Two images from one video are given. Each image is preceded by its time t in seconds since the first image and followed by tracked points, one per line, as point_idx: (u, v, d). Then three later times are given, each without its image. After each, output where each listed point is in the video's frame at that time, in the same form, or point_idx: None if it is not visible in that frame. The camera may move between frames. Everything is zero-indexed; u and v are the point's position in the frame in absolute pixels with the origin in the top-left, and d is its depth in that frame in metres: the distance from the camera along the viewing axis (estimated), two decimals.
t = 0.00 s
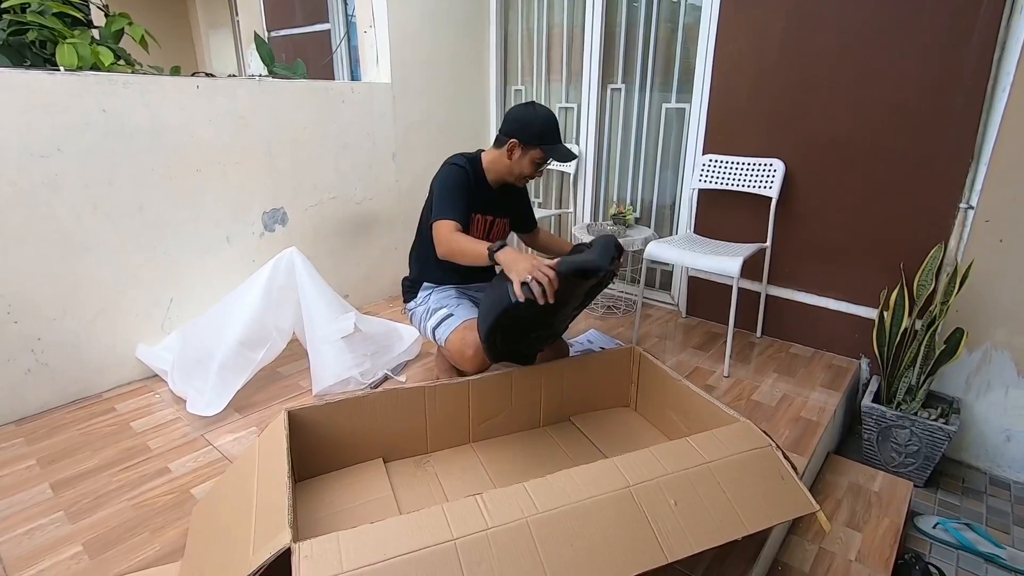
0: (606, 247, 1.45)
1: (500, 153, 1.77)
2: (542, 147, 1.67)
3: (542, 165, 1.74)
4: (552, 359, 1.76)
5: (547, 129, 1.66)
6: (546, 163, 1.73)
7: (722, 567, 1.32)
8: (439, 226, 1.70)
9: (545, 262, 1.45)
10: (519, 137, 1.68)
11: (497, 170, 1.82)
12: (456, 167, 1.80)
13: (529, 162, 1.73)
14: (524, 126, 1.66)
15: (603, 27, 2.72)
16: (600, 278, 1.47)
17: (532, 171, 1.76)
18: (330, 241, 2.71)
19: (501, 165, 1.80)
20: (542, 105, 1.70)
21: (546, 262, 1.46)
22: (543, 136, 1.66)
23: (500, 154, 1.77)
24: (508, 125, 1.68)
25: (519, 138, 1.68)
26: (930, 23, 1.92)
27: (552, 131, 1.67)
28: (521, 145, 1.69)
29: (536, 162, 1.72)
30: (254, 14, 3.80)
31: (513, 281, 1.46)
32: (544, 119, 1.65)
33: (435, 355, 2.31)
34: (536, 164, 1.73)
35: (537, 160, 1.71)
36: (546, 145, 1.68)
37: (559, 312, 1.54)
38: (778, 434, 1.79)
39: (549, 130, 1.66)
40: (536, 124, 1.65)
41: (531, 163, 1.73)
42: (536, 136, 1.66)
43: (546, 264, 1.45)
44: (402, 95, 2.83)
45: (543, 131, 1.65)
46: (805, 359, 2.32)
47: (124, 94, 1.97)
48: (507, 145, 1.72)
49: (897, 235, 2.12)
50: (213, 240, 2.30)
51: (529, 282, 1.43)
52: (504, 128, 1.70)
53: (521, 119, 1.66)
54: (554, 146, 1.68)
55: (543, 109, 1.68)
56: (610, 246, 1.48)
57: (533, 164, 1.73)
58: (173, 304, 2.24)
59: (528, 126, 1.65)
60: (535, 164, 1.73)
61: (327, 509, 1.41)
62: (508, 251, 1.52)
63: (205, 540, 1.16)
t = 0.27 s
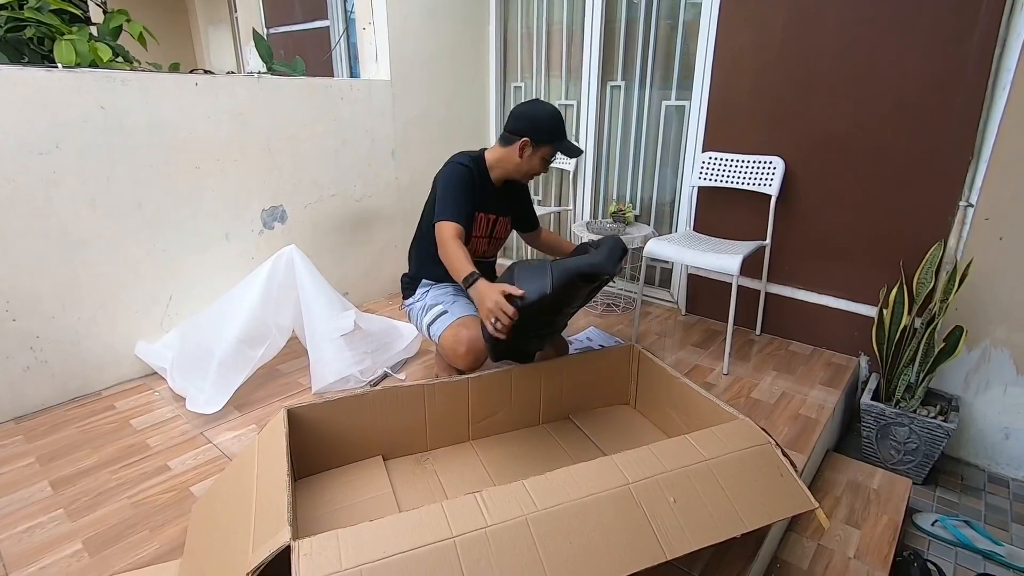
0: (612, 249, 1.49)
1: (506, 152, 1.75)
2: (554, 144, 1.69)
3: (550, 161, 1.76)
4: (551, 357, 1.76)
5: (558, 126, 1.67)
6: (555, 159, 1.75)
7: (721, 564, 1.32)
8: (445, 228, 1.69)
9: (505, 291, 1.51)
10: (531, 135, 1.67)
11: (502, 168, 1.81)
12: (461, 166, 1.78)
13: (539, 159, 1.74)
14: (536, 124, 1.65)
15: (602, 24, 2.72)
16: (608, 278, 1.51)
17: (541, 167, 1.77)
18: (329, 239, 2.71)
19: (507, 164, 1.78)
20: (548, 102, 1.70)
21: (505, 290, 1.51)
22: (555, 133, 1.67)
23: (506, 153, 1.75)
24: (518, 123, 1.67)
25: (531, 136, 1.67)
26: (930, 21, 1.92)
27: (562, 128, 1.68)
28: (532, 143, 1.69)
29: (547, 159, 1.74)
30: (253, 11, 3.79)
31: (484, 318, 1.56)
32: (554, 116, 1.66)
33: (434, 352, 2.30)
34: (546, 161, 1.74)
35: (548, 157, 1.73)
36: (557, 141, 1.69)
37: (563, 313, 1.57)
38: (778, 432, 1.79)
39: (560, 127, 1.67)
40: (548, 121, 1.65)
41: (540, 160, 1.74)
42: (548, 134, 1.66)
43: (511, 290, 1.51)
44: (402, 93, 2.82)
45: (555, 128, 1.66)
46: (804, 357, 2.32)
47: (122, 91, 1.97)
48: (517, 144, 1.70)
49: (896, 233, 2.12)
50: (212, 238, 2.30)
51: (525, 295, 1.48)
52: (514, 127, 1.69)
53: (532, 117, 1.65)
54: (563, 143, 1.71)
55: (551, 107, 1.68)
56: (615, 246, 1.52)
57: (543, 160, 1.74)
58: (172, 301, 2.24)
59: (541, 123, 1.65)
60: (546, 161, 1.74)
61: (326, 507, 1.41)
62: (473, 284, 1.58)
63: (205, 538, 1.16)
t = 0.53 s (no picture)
0: (633, 269, 1.52)
1: (518, 152, 1.75)
2: (568, 144, 1.71)
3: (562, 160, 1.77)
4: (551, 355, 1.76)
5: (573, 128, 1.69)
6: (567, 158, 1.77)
7: (721, 562, 1.33)
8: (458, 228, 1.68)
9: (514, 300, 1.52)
10: (547, 135, 1.68)
11: (512, 168, 1.81)
12: (475, 167, 1.76)
13: (552, 159, 1.75)
14: (551, 124, 1.67)
15: (603, 22, 2.71)
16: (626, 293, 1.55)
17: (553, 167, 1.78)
18: (330, 237, 2.71)
19: (518, 163, 1.78)
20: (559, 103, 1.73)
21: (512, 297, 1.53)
22: (569, 133, 1.69)
23: (519, 153, 1.75)
24: (532, 123, 1.68)
25: (547, 136, 1.68)
26: (932, 19, 1.91)
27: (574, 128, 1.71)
28: (547, 142, 1.70)
29: (559, 159, 1.75)
30: (253, 8, 3.78)
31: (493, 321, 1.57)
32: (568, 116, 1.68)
33: (435, 351, 2.31)
34: (558, 160, 1.76)
35: (561, 156, 1.75)
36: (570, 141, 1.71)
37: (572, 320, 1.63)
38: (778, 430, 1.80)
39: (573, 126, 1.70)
40: (563, 121, 1.67)
41: (553, 159, 1.75)
42: (563, 134, 1.68)
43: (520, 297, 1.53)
44: (402, 91, 2.82)
45: (569, 127, 1.68)
46: (804, 355, 2.32)
47: (122, 89, 1.96)
48: (530, 143, 1.70)
49: (897, 231, 2.12)
50: (213, 236, 2.30)
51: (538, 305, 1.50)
52: (528, 127, 1.69)
53: (548, 117, 1.66)
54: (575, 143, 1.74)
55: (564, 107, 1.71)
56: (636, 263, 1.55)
57: (556, 160, 1.75)
58: (173, 299, 2.24)
59: (557, 123, 1.66)
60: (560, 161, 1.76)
61: (327, 504, 1.41)
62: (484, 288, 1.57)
63: (206, 536, 1.16)
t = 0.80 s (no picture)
0: (650, 274, 1.50)
1: (525, 148, 1.75)
2: (575, 139, 1.69)
3: (571, 156, 1.75)
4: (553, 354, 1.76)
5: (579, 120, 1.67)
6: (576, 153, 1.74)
7: (723, 561, 1.32)
8: (461, 218, 1.68)
9: (530, 285, 1.46)
10: (552, 127, 1.67)
11: (521, 164, 1.81)
12: (482, 162, 1.77)
13: (560, 154, 1.73)
14: (557, 117, 1.66)
15: (605, 20, 2.71)
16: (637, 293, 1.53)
17: (562, 163, 1.76)
18: (331, 236, 2.71)
19: (525, 159, 1.78)
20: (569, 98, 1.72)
21: (529, 284, 1.47)
22: (577, 127, 1.67)
23: (526, 148, 1.75)
24: (539, 115, 1.67)
25: (552, 129, 1.67)
26: (935, 17, 1.91)
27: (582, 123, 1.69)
28: (553, 136, 1.68)
29: (568, 154, 1.73)
30: (254, 7, 3.78)
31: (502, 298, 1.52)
32: (576, 110, 1.67)
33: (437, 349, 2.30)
34: (567, 156, 1.74)
35: (569, 152, 1.72)
36: (579, 136, 1.69)
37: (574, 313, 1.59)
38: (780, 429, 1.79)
39: (581, 121, 1.68)
40: (570, 115, 1.66)
41: (562, 155, 1.73)
42: (571, 127, 1.67)
43: (536, 285, 1.47)
44: (404, 89, 2.82)
45: (577, 121, 1.67)
46: (806, 354, 2.32)
47: (124, 88, 1.96)
48: (536, 137, 1.70)
49: (900, 230, 2.12)
50: (214, 235, 2.30)
51: (549, 298, 1.45)
52: (534, 119, 1.68)
53: (554, 110, 1.65)
54: (585, 138, 1.71)
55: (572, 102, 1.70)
56: (650, 264, 1.52)
57: (564, 155, 1.73)
58: (175, 298, 2.24)
59: (564, 116, 1.65)
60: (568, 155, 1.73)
61: (329, 503, 1.41)
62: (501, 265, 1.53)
63: (209, 534, 1.17)
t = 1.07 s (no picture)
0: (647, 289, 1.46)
1: (510, 135, 1.73)
2: (554, 121, 1.62)
3: (555, 141, 1.68)
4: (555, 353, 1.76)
5: (558, 104, 1.61)
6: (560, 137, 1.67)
7: (726, 562, 1.32)
8: (444, 206, 1.67)
9: (505, 257, 1.36)
10: (529, 113, 1.63)
11: (510, 155, 1.80)
12: (468, 155, 1.78)
13: (542, 138, 1.67)
14: (534, 101, 1.61)
15: (605, 19, 2.71)
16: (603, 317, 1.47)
17: (546, 148, 1.70)
18: (332, 236, 2.71)
19: (512, 148, 1.76)
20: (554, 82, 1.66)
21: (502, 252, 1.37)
22: (555, 109, 1.61)
23: (511, 138, 1.74)
24: (517, 103, 1.65)
25: (529, 113, 1.63)
26: (937, 16, 1.90)
27: (564, 106, 1.62)
28: (532, 121, 1.64)
29: (549, 138, 1.66)
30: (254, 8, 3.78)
31: (475, 273, 1.43)
32: (556, 93, 1.61)
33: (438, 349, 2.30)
34: (549, 140, 1.67)
35: (550, 136, 1.66)
36: (558, 118, 1.63)
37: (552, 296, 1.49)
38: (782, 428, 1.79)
39: (560, 103, 1.61)
40: (547, 98, 1.60)
41: (544, 139, 1.67)
42: (548, 110, 1.61)
43: (517, 256, 1.35)
44: (404, 89, 2.82)
45: (555, 104, 1.61)
46: (808, 353, 2.32)
47: (124, 88, 1.96)
48: (517, 122, 1.67)
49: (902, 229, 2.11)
50: (215, 235, 2.29)
51: (527, 289, 1.33)
52: (514, 106, 1.66)
53: (530, 95, 1.61)
54: (567, 120, 1.63)
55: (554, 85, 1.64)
56: (632, 304, 1.46)
57: (546, 140, 1.67)
58: (176, 299, 2.24)
59: (541, 101, 1.60)
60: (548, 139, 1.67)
61: (331, 503, 1.41)
62: (472, 240, 1.46)
63: (210, 535, 1.16)
